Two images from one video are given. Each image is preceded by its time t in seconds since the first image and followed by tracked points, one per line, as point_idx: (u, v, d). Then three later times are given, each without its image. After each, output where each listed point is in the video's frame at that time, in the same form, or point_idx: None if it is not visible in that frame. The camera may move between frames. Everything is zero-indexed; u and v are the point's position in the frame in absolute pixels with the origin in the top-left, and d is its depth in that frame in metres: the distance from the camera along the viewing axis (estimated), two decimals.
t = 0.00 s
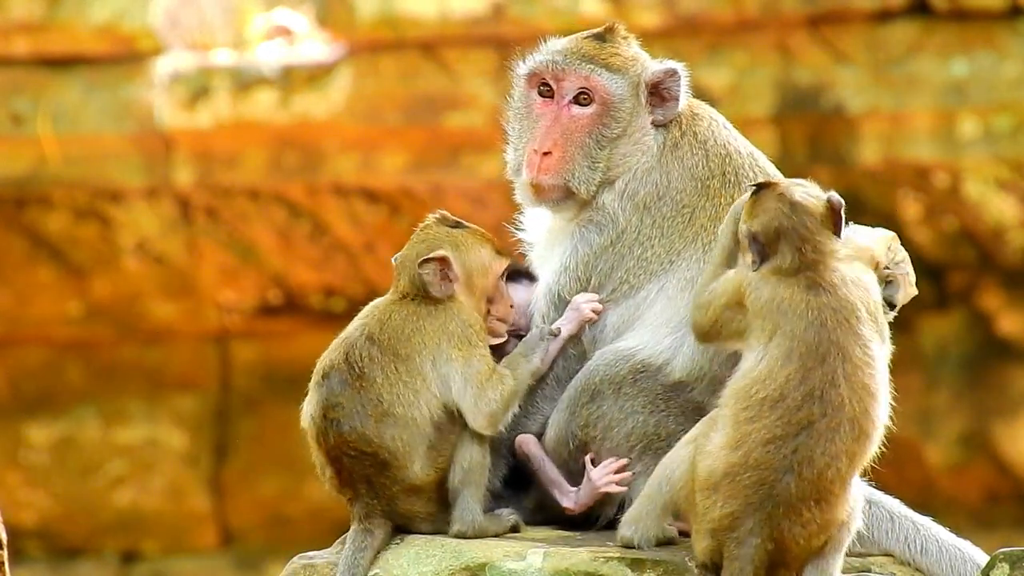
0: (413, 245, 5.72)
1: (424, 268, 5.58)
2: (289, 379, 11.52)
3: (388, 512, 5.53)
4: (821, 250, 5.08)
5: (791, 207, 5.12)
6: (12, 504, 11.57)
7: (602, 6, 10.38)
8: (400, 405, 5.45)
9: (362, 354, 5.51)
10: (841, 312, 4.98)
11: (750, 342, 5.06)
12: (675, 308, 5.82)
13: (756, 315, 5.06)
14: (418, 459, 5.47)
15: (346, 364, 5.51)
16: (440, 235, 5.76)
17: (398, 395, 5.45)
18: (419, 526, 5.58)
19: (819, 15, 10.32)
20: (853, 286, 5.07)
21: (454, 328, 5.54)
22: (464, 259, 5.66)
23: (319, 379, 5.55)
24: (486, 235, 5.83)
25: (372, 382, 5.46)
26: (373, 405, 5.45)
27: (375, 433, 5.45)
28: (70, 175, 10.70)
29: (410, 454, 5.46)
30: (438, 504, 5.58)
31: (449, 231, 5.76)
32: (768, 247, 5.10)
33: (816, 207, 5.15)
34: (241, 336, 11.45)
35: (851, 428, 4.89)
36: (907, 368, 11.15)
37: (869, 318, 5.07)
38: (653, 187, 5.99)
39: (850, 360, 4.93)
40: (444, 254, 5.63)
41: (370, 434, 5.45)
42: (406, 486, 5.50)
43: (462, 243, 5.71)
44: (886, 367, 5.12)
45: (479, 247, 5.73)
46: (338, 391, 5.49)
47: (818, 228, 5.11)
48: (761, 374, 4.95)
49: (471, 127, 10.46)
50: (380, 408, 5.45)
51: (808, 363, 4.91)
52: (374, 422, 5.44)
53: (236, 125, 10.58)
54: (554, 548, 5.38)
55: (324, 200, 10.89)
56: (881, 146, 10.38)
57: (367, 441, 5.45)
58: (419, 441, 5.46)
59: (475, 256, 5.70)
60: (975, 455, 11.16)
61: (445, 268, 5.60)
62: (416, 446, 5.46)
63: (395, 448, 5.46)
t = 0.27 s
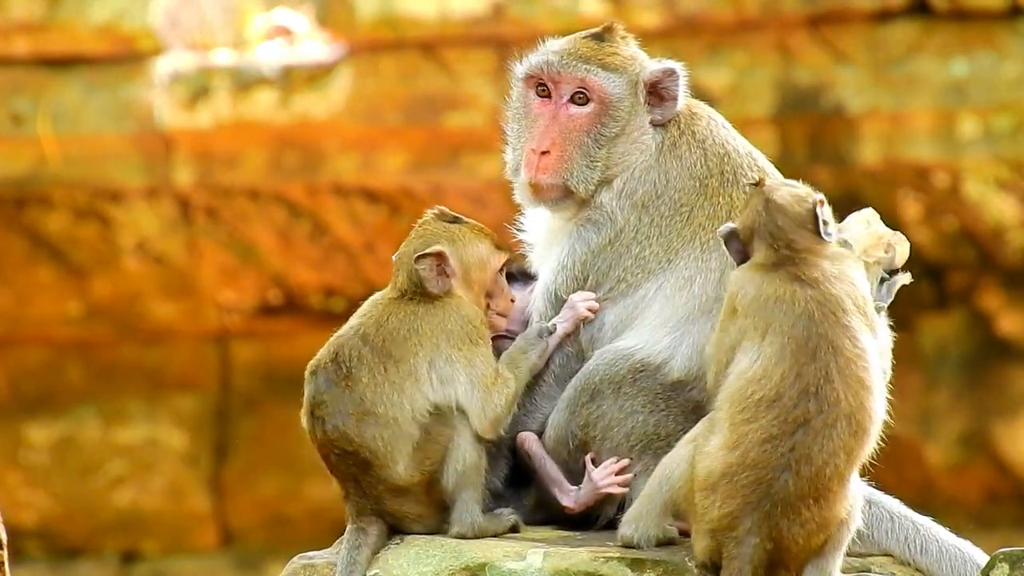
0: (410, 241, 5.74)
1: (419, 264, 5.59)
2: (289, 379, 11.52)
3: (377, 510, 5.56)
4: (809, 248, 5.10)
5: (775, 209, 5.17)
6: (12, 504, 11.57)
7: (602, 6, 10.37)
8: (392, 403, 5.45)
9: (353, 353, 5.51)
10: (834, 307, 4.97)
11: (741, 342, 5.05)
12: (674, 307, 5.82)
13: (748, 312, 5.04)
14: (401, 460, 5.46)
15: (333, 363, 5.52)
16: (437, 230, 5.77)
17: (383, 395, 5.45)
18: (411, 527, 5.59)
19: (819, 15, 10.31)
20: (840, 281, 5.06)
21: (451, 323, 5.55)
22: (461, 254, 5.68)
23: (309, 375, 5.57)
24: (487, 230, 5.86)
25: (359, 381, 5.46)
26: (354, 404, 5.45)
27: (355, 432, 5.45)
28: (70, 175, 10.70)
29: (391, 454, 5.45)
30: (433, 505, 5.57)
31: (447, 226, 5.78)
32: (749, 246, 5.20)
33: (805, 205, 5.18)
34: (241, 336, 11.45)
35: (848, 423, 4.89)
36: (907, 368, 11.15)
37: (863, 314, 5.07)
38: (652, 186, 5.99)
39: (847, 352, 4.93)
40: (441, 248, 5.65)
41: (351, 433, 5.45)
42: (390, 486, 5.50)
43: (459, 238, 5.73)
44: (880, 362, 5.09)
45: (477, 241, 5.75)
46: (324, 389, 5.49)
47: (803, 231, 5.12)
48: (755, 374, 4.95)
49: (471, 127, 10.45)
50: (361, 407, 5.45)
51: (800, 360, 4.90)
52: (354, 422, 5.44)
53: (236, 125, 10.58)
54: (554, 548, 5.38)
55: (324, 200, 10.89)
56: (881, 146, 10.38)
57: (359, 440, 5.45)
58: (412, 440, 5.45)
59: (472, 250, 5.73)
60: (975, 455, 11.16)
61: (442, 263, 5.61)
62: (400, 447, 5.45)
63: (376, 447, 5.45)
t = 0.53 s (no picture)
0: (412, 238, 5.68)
1: (429, 261, 5.54)
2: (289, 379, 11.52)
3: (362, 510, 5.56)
4: (802, 249, 5.10)
5: (771, 208, 5.15)
6: (12, 504, 11.57)
7: (602, 6, 10.37)
8: (370, 408, 5.39)
9: (333, 359, 5.44)
10: (825, 304, 4.98)
11: (735, 341, 5.05)
12: (674, 307, 5.81)
13: (738, 309, 5.05)
14: (371, 464, 5.42)
15: (310, 367, 5.45)
16: (447, 229, 5.73)
17: (348, 400, 5.40)
18: (399, 529, 5.58)
19: (819, 15, 10.31)
20: (834, 279, 5.07)
21: (437, 329, 5.48)
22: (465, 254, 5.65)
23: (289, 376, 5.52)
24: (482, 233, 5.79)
25: (333, 387, 5.41)
26: (325, 408, 5.41)
27: (326, 439, 5.41)
28: (70, 175, 10.70)
29: (362, 459, 5.42)
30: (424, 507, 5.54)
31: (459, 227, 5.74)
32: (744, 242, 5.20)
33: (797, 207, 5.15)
34: (241, 336, 11.45)
35: (842, 418, 4.87)
36: (907, 367, 11.14)
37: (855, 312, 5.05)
38: (651, 186, 5.99)
39: (835, 349, 4.91)
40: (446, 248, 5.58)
41: (322, 440, 5.42)
42: (366, 489, 5.49)
43: (461, 240, 5.67)
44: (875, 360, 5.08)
45: (484, 245, 5.74)
46: (301, 395, 5.44)
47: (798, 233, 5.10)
48: (748, 372, 4.94)
49: (471, 127, 10.45)
50: (331, 412, 5.40)
51: (790, 357, 4.90)
52: (324, 427, 5.40)
53: (236, 125, 10.58)
54: (554, 548, 5.38)
55: (324, 200, 10.89)
56: (881, 146, 10.38)
57: (339, 443, 5.41)
58: (391, 444, 5.41)
59: (478, 254, 5.70)
60: (975, 455, 11.16)
61: (451, 263, 5.57)
62: (370, 451, 5.41)
63: (347, 454, 5.42)
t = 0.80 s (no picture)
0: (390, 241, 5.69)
1: (408, 251, 5.60)
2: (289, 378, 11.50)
3: (362, 516, 5.52)
4: (795, 246, 5.03)
5: (769, 201, 5.10)
6: (12, 504, 11.56)
7: (602, 6, 10.37)
8: (365, 414, 5.37)
9: (326, 366, 5.41)
10: (809, 300, 4.93)
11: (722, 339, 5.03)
12: (673, 308, 5.80)
13: (728, 308, 5.02)
14: (371, 473, 5.41)
15: (302, 377, 5.43)
16: (422, 229, 5.74)
17: (347, 408, 5.38)
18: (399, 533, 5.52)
19: (819, 15, 10.31)
20: (822, 282, 5.00)
21: (420, 325, 5.50)
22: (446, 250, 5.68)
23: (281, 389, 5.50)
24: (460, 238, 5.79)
25: (328, 396, 5.39)
26: (323, 419, 5.40)
27: (325, 449, 5.41)
28: (70, 175, 10.70)
29: (360, 468, 5.41)
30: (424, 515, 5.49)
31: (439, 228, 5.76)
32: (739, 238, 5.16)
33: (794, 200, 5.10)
34: (241, 336, 11.44)
35: (820, 412, 4.82)
36: (907, 368, 11.11)
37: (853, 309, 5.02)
38: (650, 187, 5.99)
39: (816, 345, 4.86)
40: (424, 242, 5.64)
41: (320, 449, 5.42)
42: (366, 498, 5.46)
43: (440, 237, 5.71)
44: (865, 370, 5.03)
45: (460, 246, 5.74)
46: (296, 406, 5.43)
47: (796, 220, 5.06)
48: (728, 369, 4.93)
49: (471, 127, 10.45)
50: (329, 422, 5.39)
51: (768, 351, 4.86)
52: (323, 438, 5.40)
53: (236, 125, 10.58)
54: (554, 548, 5.38)
55: (324, 200, 10.89)
56: (881, 145, 10.39)
57: (334, 451, 5.40)
58: (388, 449, 5.38)
59: (456, 251, 5.72)
60: (975, 455, 11.17)
61: (431, 255, 5.62)
62: (368, 457, 5.40)
63: (345, 463, 5.41)
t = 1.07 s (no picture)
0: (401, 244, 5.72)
1: (403, 256, 5.60)
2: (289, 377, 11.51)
3: (362, 516, 5.51)
4: (801, 247, 5.02)
5: (775, 208, 5.09)
6: (11, 504, 11.57)
7: (602, 6, 10.37)
8: (367, 411, 5.37)
9: (325, 364, 5.43)
10: (795, 301, 4.93)
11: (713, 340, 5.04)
12: (673, 309, 5.80)
13: (722, 313, 5.01)
14: (371, 472, 5.41)
15: (303, 375, 5.45)
16: (434, 234, 5.80)
17: (350, 407, 5.38)
18: (398, 533, 5.51)
19: (819, 15, 10.31)
20: (812, 288, 4.97)
21: (416, 331, 5.50)
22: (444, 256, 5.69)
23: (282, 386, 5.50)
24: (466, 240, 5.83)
25: (328, 393, 5.40)
26: (324, 416, 5.40)
27: (327, 446, 5.40)
28: (70, 175, 10.69)
29: (361, 467, 5.41)
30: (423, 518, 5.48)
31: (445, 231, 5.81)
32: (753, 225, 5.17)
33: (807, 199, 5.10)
34: (242, 336, 11.44)
35: (804, 409, 4.81)
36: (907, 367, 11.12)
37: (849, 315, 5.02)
38: (650, 186, 5.99)
39: (795, 347, 4.85)
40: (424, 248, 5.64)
41: (322, 446, 5.41)
42: (367, 498, 5.46)
43: (440, 243, 5.73)
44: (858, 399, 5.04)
45: (469, 257, 5.76)
46: (297, 403, 5.44)
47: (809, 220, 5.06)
48: (714, 368, 4.94)
49: (471, 127, 10.45)
50: (330, 419, 5.40)
51: (749, 348, 4.87)
52: (324, 435, 5.40)
53: (236, 125, 10.58)
54: (554, 548, 5.38)
55: (324, 200, 10.89)
56: (881, 146, 10.38)
57: (335, 449, 5.40)
58: (385, 452, 5.38)
59: (457, 258, 5.73)
60: (975, 455, 11.17)
61: (425, 263, 5.61)
62: (367, 458, 5.40)
63: (347, 461, 5.40)
